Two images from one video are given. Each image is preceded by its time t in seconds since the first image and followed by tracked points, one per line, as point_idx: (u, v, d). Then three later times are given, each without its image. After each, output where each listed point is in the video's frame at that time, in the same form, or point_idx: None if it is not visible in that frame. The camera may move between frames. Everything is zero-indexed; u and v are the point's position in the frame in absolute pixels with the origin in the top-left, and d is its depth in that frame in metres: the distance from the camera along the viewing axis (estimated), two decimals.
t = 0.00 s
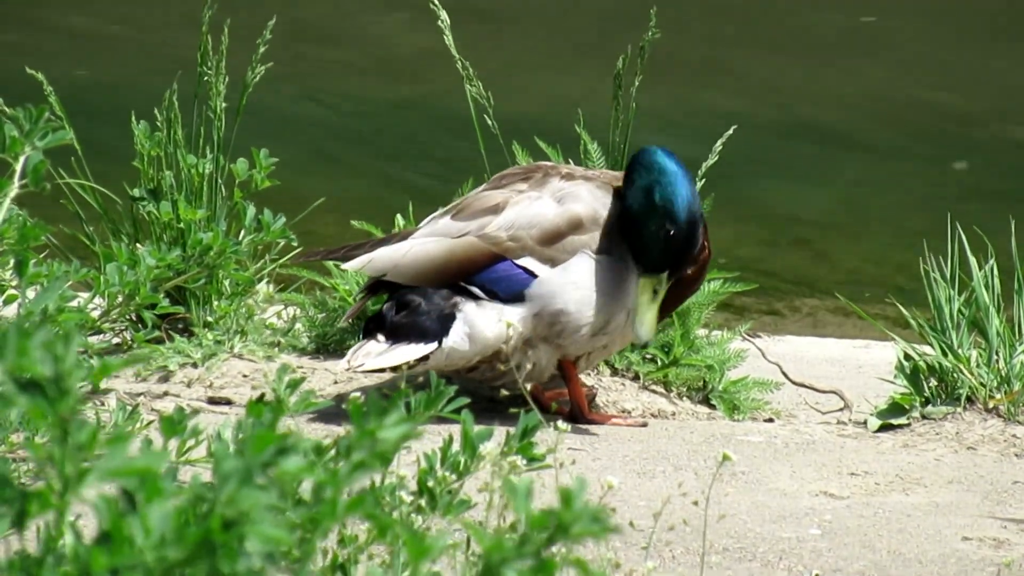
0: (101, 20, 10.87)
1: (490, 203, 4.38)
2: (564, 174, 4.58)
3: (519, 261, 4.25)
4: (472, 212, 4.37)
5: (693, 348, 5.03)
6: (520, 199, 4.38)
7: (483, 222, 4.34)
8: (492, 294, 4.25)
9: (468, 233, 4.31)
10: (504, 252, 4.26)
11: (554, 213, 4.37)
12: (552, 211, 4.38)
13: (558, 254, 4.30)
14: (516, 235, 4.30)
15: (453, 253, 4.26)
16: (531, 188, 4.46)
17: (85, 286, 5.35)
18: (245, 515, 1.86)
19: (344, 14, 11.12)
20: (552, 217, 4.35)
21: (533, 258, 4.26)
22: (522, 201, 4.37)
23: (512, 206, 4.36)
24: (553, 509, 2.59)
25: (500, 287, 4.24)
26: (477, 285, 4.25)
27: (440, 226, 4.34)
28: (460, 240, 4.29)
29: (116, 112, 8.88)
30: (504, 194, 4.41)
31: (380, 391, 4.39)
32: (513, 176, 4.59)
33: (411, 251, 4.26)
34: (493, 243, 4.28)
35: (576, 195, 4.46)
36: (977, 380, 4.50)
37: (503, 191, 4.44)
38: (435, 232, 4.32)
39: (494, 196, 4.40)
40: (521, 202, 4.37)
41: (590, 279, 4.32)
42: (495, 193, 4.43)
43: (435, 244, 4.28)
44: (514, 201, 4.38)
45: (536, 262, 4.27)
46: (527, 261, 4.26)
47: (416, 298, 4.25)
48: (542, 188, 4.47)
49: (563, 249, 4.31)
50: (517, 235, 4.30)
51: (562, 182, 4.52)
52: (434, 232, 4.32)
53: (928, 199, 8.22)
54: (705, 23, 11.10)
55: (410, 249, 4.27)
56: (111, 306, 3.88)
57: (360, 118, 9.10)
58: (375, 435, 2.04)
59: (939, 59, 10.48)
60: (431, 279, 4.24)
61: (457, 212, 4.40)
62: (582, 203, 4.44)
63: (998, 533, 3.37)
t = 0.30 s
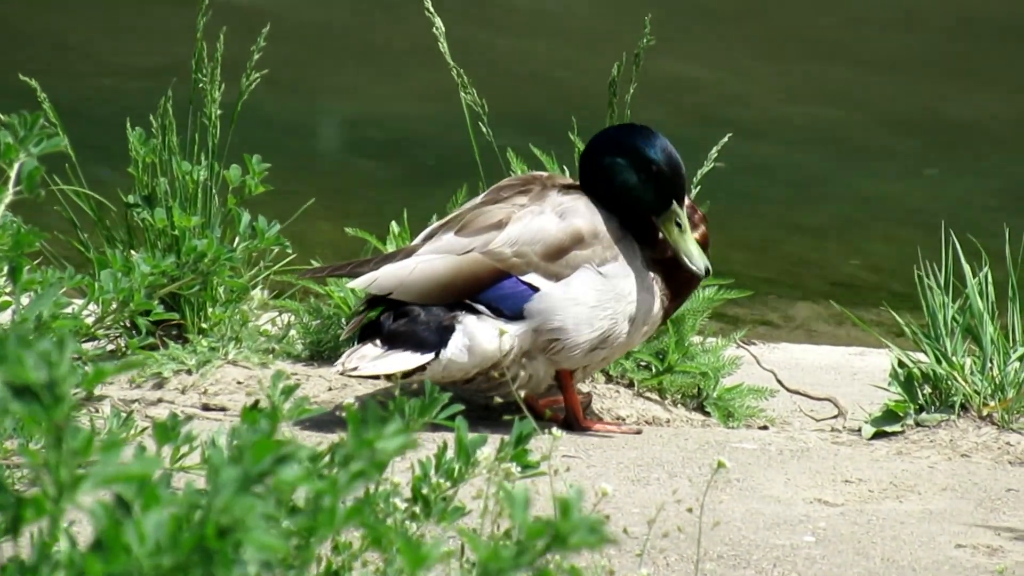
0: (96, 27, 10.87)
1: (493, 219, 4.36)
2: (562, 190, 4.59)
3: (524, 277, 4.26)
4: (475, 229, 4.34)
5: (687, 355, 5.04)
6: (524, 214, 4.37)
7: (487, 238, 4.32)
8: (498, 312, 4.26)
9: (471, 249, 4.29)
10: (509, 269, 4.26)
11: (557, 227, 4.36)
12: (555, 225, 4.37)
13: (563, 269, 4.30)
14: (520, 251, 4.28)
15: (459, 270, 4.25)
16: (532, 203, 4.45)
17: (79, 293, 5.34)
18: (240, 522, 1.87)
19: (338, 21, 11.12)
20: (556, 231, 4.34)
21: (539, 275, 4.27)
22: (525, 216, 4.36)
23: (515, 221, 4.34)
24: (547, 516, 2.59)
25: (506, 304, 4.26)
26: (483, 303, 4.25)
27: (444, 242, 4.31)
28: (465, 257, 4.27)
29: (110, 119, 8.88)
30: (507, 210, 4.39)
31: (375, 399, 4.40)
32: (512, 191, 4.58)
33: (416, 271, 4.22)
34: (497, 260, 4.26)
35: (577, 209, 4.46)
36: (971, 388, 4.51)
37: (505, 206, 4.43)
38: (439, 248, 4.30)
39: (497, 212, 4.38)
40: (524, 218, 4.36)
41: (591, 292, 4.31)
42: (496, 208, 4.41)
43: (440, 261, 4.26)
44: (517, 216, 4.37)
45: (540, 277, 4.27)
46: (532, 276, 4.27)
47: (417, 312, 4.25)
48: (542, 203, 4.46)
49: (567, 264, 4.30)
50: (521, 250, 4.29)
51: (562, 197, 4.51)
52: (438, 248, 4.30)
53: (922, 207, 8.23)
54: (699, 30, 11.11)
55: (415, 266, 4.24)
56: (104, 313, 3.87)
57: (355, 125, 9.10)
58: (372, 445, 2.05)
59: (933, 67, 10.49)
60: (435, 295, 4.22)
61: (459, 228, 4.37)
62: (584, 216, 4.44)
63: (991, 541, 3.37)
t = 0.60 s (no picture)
0: (93, 40, 10.88)
1: (491, 235, 4.35)
2: (559, 203, 4.58)
3: (524, 293, 4.27)
4: (475, 245, 4.33)
5: (684, 368, 5.03)
6: (521, 230, 4.37)
7: (486, 255, 4.31)
8: (498, 328, 4.27)
9: (471, 266, 4.29)
10: (509, 286, 4.27)
11: (556, 242, 4.36)
12: (554, 239, 4.37)
13: (562, 284, 4.30)
14: (520, 268, 4.29)
15: (459, 288, 4.24)
16: (530, 218, 4.44)
17: (76, 305, 5.34)
18: (233, 532, 1.87)
19: (336, 33, 11.13)
20: (555, 246, 4.34)
21: (539, 291, 4.28)
22: (523, 232, 4.36)
23: (513, 237, 4.34)
24: (542, 528, 2.59)
25: (506, 321, 4.27)
26: (483, 321, 4.26)
27: (443, 259, 4.30)
28: (465, 274, 4.27)
29: (107, 131, 8.88)
30: (504, 226, 4.39)
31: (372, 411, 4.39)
32: (510, 207, 4.58)
33: (417, 290, 4.22)
34: (497, 278, 4.27)
35: (575, 222, 4.45)
36: (968, 401, 4.52)
37: (502, 222, 4.42)
38: (438, 266, 4.28)
39: (494, 228, 4.37)
40: (522, 234, 4.36)
41: (589, 306, 4.32)
42: (495, 224, 4.40)
43: (440, 280, 4.25)
44: (515, 232, 4.36)
45: (539, 292, 4.28)
46: (530, 293, 4.28)
47: (416, 329, 4.24)
48: (541, 217, 4.46)
49: (567, 279, 4.31)
50: (520, 267, 4.29)
51: (559, 211, 4.51)
52: (437, 266, 4.29)
53: (919, 221, 8.23)
54: (696, 43, 11.12)
55: (415, 285, 4.23)
56: (101, 325, 3.87)
57: (352, 138, 9.11)
58: (365, 454, 2.04)
59: (929, 80, 10.50)
60: (437, 313, 4.22)
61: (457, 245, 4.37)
62: (582, 230, 4.43)
63: (988, 554, 3.37)
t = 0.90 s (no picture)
0: (88, 46, 10.88)
1: (486, 245, 4.34)
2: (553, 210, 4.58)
3: (521, 302, 4.26)
4: (470, 256, 4.32)
5: (678, 376, 5.04)
6: (516, 239, 4.36)
7: (482, 265, 4.31)
8: (497, 338, 4.26)
9: (468, 277, 4.27)
10: (505, 295, 4.26)
11: (551, 249, 4.35)
12: (548, 247, 4.36)
13: (559, 292, 4.31)
14: (515, 276, 4.28)
15: (458, 299, 4.22)
16: (524, 226, 4.44)
17: (70, 312, 5.33)
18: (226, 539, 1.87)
19: (331, 41, 11.11)
20: (550, 254, 4.34)
21: (535, 299, 4.28)
22: (518, 241, 4.36)
23: (508, 246, 4.34)
24: (537, 536, 2.59)
25: (505, 330, 4.26)
26: (482, 331, 4.24)
27: (440, 271, 4.29)
28: (461, 285, 4.25)
29: (101, 139, 8.88)
30: (500, 236, 4.38)
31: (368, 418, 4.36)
32: (502, 215, 4.56)
33: (416, 303, 4.20)
34: (494, 287, 4.26)
35: (570, 228, 4.45)
36: (962, 411, 4.52)
37: (497, 232, 4.41)
38: (435, 278, 4.27)
39: (489, 237, 4.36)
40: (517, 242, 4.35)
41: (586, 310, 4.33)
42: (488, 233, 4.39)
43: (438, 291, 4.23)
44: (509, 240, 4.36)
45: (536, 300, 4.28)
46: (528, 301, 4.27)
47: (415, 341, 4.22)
48: (534, 225, 4.45)
49: (563, 286, 4.31)
50: (516, 276, 4.28)
51: (554, 217, 4.51)
52: (433, 278, 4.27)
53: (914, 230, 8.24)
54: (692, 51, 11.13)
55: (413, 298, 4.21)
56: (95, 333, 3.87)
57: (348, 145, 9.11)
58: (359, 461, 2.05)
59: (924, 88, 10.51)
60: (435, 327, 4.20)
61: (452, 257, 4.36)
62: (576, 236, 4.44)
63: (983, 563, 3.37)
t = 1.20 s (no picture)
0: (85, 50, 10.88)
1: (477, 248, 4.34)
2: (536, 203, 4.59)
3: (521, 300, 4.26)
4: (463, 261, 4.32)
5: (674, 378, 5.04)
6: (507, 237, 4.36)
7: (477, 269, 4.30)
8: (503, 339, 4.25)
9: (465, 282, 4.27)
10: (505, 295, 4.25)
11: (542, 243, 4.37)
12: (540, 242, 4.37)
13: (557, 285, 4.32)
14: (512, 275, 4.29)
15: (461, 306, 4.21)
16: (512, 223, 4.44)
17: (66, 315, 5.33)
18: (224, 544, 1.87)
19: (327, 44, 11.12)
20: (542, 248, 4.36)
21: (534, 295, 4.28)
22: (509, 238, 4.36)
23: (500, 245, 4.34)
24: (532, 538, 2.58)
25: (509, 330, 4.25)
26: (488, 334, 4.22)
27: (436, 280, 4.27)
28: (461, 290, 4.24)
29: (97, 142, 8.88)
30: (490, 235, 4.38)
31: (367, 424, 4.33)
32: (487, 216, 4.55)
33: (419, 317, 4.17)
34: (492, 288, 4.26)
35: (557, 220, 4.47)
36: (958, 413, 4.52)
37: (486, 232, 4.41)
38: (434, 288, 4.25)
39: (479, 239, 4.36)
40: (508, 240, 4.35)
41: (586, 300, 4.36)
42: (476, 236, 4.39)
43: (439, 300, 4.21)
44: (500, 240, 4.35)
45: (535, 296, 4.28)
46: (528, 298, 4.27)
47: (422, 355, 4.20)
48: (521, 220, 4.45)
49: (560, 279, 4.33)
50: (514, 275, 4.28)
51: (538, 210, 4.51)
52: (432, 288, 4.25)
53: (910, 233, 8.25)
54: (688, 54, 11.14)
55: (415, 312, 4.18)
56: (91, 336, 3.86)
57: (344, 149, 9.11)
58: (358, 465, 2.06)
59: (920, 92, 10.52)
60: (444, 338, 4.18)
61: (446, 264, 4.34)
62: (564, 228, 4.45)
63: (978, 565, 3.37)
